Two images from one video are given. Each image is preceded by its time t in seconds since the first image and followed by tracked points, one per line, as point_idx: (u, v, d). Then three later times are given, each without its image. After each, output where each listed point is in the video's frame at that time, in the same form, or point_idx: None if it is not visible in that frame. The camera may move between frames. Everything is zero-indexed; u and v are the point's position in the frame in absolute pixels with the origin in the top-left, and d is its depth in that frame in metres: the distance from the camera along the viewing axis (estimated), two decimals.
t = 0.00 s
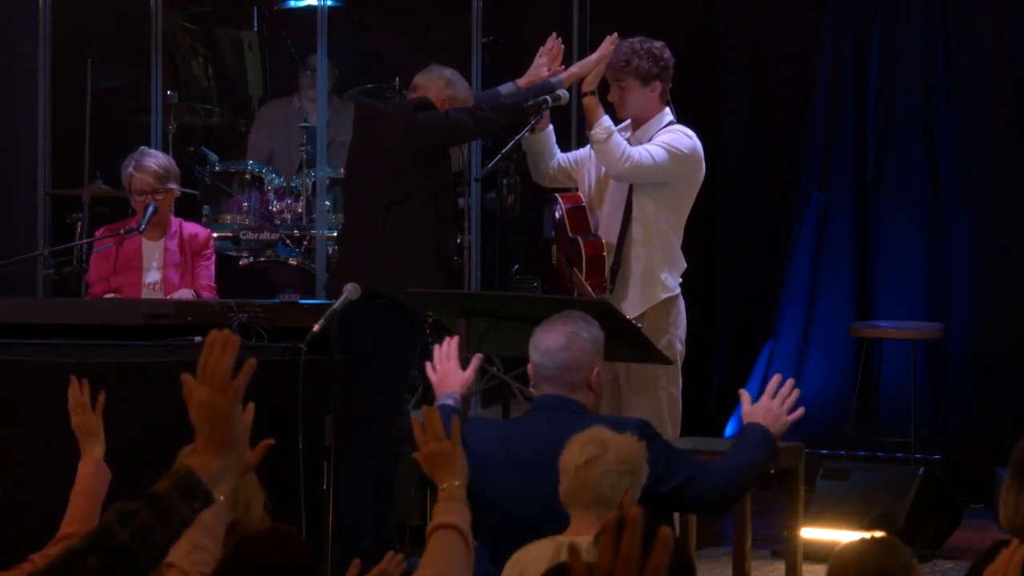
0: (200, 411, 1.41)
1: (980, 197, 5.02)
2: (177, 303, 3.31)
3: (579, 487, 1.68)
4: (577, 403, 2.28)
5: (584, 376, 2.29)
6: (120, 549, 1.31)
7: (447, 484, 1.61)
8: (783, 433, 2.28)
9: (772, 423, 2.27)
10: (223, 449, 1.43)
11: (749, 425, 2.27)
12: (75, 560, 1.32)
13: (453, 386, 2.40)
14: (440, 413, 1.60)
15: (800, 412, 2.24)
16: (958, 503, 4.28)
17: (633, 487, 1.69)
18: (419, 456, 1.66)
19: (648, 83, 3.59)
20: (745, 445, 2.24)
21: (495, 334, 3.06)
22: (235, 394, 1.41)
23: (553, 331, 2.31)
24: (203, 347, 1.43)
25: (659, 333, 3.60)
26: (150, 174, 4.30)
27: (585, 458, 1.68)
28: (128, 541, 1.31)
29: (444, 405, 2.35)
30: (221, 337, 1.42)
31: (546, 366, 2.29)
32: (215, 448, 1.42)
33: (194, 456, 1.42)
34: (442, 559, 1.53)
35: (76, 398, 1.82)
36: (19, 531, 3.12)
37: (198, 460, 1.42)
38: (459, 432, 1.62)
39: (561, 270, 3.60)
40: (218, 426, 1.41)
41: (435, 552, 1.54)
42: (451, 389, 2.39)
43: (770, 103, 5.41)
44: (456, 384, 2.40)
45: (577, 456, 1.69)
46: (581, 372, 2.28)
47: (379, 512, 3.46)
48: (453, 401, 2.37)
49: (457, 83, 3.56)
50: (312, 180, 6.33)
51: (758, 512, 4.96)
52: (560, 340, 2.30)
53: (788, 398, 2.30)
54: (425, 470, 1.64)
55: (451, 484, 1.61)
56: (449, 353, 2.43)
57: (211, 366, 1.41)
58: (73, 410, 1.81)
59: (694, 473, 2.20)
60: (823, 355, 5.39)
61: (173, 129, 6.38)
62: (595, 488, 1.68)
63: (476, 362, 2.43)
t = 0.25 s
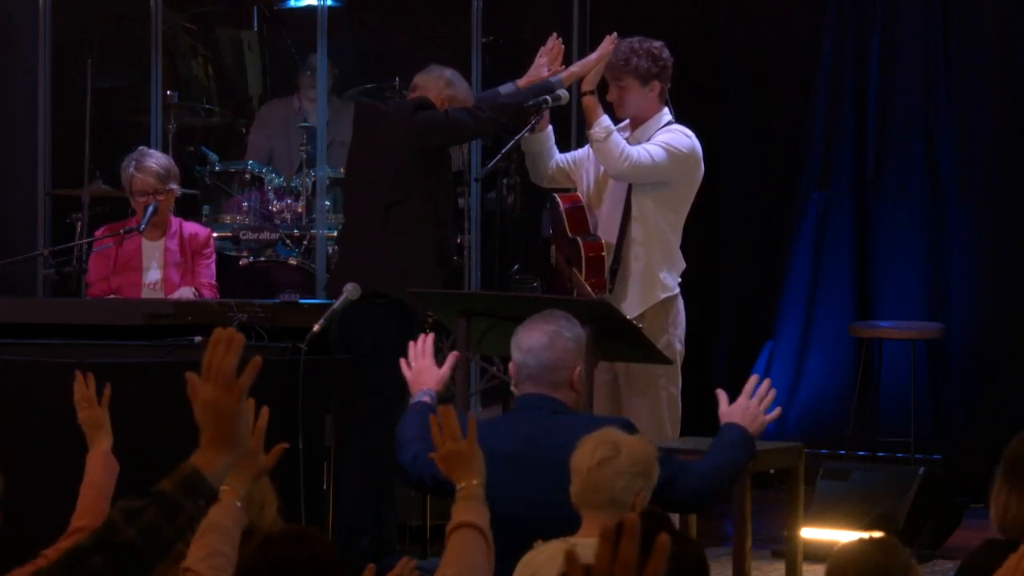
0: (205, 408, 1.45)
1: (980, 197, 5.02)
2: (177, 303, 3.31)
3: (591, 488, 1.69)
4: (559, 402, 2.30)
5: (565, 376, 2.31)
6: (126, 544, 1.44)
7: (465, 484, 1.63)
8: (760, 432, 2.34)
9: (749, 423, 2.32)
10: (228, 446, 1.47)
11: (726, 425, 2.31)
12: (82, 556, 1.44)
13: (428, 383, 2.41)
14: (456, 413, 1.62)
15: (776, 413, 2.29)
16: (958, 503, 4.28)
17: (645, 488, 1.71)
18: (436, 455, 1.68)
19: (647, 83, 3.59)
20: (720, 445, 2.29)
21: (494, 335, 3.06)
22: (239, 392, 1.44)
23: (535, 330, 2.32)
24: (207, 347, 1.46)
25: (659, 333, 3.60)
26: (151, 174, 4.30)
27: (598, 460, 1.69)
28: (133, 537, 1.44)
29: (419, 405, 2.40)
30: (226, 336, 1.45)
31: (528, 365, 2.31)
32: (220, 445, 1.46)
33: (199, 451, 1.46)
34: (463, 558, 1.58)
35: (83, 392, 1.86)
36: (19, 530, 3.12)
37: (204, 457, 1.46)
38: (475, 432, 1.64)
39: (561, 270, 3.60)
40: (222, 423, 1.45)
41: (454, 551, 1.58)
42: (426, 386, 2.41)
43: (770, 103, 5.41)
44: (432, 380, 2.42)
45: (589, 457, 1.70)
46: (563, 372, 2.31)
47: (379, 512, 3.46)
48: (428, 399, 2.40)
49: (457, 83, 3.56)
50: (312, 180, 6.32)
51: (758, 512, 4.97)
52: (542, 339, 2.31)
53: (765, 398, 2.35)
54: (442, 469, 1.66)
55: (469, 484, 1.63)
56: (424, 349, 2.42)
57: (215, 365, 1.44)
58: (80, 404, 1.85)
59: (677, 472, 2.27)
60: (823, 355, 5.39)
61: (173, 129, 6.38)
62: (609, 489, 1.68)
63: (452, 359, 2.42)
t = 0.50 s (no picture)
0: (214, 415, 1.42)
1: (980, 197, 5.02)
2: (177, 303, 3.31)
3: (603, 489, 1.69)
4: (546, 402, 2.28)
5: (553, 376, 2.29)
6: (133, 550, 1.37)
7: (477, 485, 1.61)
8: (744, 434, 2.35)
9: (734, 427, 2.33)
10: (235, 454, 1.43)
11: (711, 427, 2.33)
12: (86, 562, 1.36)
13: (414, 382, 2.42)
14: (468, 414, 1.61)
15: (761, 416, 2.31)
16: (958, 503, 4.27)
17: (654, 489, 1.72)
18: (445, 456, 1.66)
19: (644, 83, 3.60)
20: (706, 447, 2.30)
21: (494, 335, 3.06)
22: (250, 399, 1.41)
23: (523, 331, 2.29)
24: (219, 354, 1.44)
25: (657, 333, 3.61)
26: (150, 172, 4.30)
27: (608, 460, 1.70)
28: (140, 543, 1.37)
29: (407, 405, 2.39)
30: (237, 342, 1.44)
31: (515, 365, 2.29)
32: (229, 451, 1.43)
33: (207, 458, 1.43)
34: (479, 561, 1.56)
35: (86, 390, 1.86)
36: (19, 529, 3.12)
37: (212, 464, 1.42)
38: (488, 434, 1.61)
39: (557, 270, 3.60)
40: (231, 430, 1.42)
41: (469, 554, 1.56)
42: (411, 385, 2.41)
43: (769, 103, 5.41)
44: (417, 379, 2.42)
45: (599, 458, 1.71)
46: (550, 372, 2.29)
47: (379, 512, 3.46)
48: (413, 399, 2.40)
49: (456, 83, 3.56)
50: (312, 180, 6.33)
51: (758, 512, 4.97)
52: (530, 339, 2.29)
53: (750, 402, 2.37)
54: (453, 470, 1.63)
55: (482, 484, 1.61)
56: (410, 349, 2.43)
57: (226, 371, 1.42)
58: (84, 403, 1.85)
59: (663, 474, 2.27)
60: (823, 355, 5.39)
61: (173, 129, 6.38)
62: (619, 489, 1.68)
63: (438, 358, 2.43)
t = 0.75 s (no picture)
0: (215, 416, 1.42)
1: (980, 197, 5.03)
2: (177, 303, 3.31)
3: (608, 490, 1.72)
4: (539, 402, 2.29)
5: (547, 376, 2.29)
6: (133, 551, 1.39)
7: (480, 484, 1.60)
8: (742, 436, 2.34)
9: (732, 428, 2.33)
10: (236, 454, 1.43)
11: (707, 430, 2.33)
12: (86, 560, 1.39)
13: (416, 382, 2.48)
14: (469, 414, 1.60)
15: (759, 417, 2.30)
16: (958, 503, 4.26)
17: (660, 490, 1.74)
18: (447, 456, 1.66)
19: (641, 83, 3.60)
20: (703, 448, 2.29)
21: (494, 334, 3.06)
22: (250, 399, 1.41)
23: (517, 331, 2.30)
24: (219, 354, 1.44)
25: (653, 332, 3.60)
26: (149, 169, 4.30)
27: (614, 461, 1.72)
28: (142, 543, 1.39)
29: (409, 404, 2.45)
30: (238, 342, 1.43)
31: (509, 365, 2.29)
32: (230, 452, 1.43)
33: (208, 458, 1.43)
34: (482, 560, 1.56)
35: (86, 388, 1.85)
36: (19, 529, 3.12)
37: (213, 464, 1.42)
38: (490, 434, 1.61)
39: (553, 270, 3.59)
40: (232, 431, 1.42)
41: (473, 553, 1.57)
42: (413, 385, 2.48)
43: (769, 103, 5.41)
44: (420, 379, 2.48)
45: (604, 459, 1.73)
46: (543, 372, 2.29)
47: (379, 512, 3.46)
48: (415, 398, 2.46)
49: (453, 82, 3.56)
50: (312, 179, 6.32)
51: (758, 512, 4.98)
52: (523, 339, 2.29)
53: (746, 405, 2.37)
54: (455, 470, 1.63)
55: (485, 484, 1.60)
56: (413, 349, 2.50)
57: (227, 371, 1.42)
58: (84, 400, 1.84)
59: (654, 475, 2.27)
60: (823, 354, 5.40)
61: (173, 129, 6.38)
62: (624, 489, 1.72)
63: (440, 358, 2.50)
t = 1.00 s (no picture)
0: (215, 416, 1.37)
1: (980, 197, 5.04)
2: (177, 303, 3.31)
3: (607, 489, 1.74)
4: (540, 402, 2.32)
5: (548, 377, 2.33)
6: (135, 552, 1.39)
7: (476, 484, 1.60)
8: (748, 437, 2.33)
9: (738, 428, 2.32)
10: (237, 454, 1.40)
11: (714, 430, 2.32)
12: (87, 561, 1.40)
13: (431, 382, 2.49)
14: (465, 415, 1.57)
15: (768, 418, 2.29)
16: (959, 502, 4.24)
17: (659, 489, 1.76)
18: (443, 455, 1.64)
19: (639, 83, 3.60)
20: (708, 449, 2.29)
21: (495, 334, 3.06)
22: (251, 401, 1.36)
23: (519, 331, 2.35)
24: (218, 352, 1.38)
25: (652, 332, 3.60)
26: (150, 169, 4.31)
27: (613, 461, 1.75)
28: (142, 544, 1.39)
29: (422, 405, 2.46)
30: (238, 342, 1.37)
31: (511, 365, 2.33)
32: (231, 452, 1.39)
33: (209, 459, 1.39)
34: (480, 561, 1.56)
35: (82, 387, 1.85)
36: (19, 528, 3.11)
37: (213, 465, 1.39)
38: (486, 433, 1.59)
39: (551, 270, 3.59)
40: (232, 432, 1.38)
41: (470, 553, 1.57)
42: (429, 385, 2.49)
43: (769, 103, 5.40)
44: (435, 380, 2.49)
45: (603, 459, 1.76)
46: (544, 372, 2.33)
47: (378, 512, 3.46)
48: (430, 399, 2.47)
49: (452, 82, 3.56)
50: (312, 180, 6.34)
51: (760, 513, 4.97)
52: (525, 339, 2.33)
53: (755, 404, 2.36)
54: (451, 469, 1.62)
55: (481, 484, 1.60)
56: (430, 349, 2.50)
57: (227, 372, 1.36)
58: (78, 399, 1.83)
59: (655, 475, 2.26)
60: (824, 355, 5.40)
61: (173, 129, 6.37)
62: (623, 490, 1.73)
63: (456, 359, 2.50)
